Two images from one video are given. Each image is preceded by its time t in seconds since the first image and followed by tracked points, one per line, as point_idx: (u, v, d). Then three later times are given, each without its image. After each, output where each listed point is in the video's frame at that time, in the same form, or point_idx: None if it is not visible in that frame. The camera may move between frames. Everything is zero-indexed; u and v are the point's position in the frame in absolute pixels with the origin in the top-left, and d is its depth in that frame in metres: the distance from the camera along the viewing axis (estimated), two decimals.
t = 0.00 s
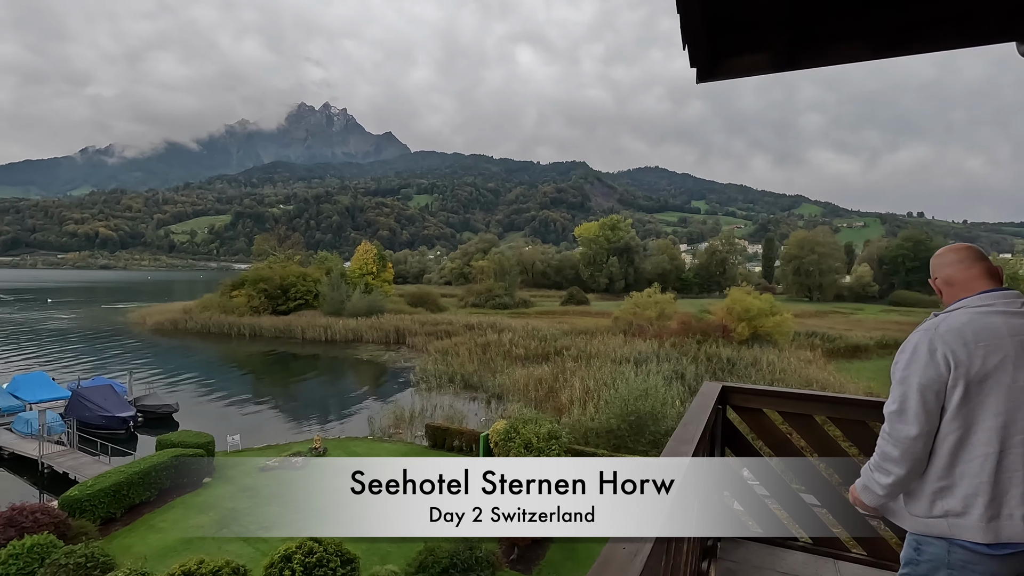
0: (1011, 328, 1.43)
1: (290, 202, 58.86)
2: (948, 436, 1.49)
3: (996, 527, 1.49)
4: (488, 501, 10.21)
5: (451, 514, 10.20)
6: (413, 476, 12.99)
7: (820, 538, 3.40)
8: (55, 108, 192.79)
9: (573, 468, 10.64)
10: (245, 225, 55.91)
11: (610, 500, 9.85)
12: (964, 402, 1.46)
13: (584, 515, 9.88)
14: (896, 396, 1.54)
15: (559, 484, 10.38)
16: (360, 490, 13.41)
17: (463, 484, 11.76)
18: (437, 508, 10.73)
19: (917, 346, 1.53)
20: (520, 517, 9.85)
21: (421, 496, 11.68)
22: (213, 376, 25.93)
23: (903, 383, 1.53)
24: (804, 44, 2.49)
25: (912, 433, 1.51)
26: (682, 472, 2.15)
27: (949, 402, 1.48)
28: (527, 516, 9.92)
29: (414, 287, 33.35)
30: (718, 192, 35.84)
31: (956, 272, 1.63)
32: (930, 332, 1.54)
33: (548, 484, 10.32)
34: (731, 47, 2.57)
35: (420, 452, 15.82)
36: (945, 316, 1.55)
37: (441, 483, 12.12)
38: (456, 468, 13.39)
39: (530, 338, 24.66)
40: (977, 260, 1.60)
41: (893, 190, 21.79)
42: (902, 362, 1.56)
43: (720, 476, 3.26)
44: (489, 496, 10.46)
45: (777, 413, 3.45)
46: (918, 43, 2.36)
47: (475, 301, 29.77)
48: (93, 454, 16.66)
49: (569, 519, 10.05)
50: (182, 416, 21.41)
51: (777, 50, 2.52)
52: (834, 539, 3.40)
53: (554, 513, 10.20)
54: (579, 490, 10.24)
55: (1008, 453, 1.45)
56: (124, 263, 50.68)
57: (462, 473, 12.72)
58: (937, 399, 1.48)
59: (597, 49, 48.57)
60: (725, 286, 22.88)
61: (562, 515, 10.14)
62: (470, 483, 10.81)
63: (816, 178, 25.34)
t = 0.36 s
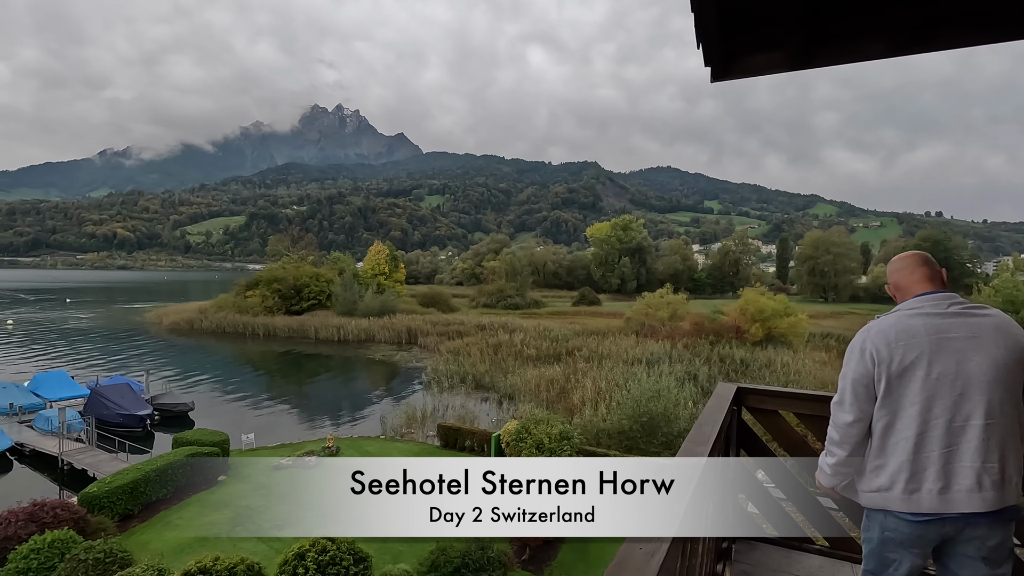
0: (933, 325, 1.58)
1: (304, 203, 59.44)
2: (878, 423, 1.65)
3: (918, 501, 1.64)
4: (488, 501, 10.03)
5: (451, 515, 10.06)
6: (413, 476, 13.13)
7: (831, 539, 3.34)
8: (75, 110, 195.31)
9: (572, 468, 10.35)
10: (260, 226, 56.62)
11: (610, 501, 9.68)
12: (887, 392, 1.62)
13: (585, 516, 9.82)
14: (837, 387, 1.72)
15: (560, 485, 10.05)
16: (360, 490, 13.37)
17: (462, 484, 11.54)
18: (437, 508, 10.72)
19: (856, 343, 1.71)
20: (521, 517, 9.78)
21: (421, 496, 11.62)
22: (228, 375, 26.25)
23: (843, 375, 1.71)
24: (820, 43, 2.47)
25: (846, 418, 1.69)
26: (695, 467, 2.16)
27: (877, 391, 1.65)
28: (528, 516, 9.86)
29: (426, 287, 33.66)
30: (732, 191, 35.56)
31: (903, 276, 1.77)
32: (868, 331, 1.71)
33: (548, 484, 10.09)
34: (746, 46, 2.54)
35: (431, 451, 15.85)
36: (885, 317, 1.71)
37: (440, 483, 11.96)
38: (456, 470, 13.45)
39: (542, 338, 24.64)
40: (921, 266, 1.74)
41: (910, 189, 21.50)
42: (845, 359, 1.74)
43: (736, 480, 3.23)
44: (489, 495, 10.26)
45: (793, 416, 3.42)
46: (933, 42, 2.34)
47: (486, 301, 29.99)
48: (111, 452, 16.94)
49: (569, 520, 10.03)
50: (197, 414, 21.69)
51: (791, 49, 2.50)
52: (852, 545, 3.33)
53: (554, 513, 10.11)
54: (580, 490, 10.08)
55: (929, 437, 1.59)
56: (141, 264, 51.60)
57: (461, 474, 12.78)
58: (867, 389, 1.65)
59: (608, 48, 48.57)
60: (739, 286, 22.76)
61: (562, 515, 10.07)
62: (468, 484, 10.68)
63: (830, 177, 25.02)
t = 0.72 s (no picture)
0: (899, 314, 1.67)
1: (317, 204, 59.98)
2: (850, 402, 1.73)
3: (884, 475, 1.67)
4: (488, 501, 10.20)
5: (451, 515, 10.46)
6: (412, 476, 13.14)
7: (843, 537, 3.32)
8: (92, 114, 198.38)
9: (573, 468, 10.54)
10: (273, 227, 57.22)
11: (610, 501, 10.14)
12: (855, 374, 1.71)
13: (585, 516, 10.15)
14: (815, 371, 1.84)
15: (560, 484, 10.30)
16: (360, 490, 13.44)
17: (462, 484, 11.96)
18: (437, 508, 10.95)
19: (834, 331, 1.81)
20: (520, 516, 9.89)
21: (421, 496, 11.74)
22: (242, 374, 26.53)
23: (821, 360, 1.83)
24: (837, 39, 2.43)
25: (819, 398, 1.79)
26: (701, 465, 2.14)
27: (849, 374, 1.73)
28: (528, 516, 9.94)
29: (438, 288, 33.85)
30: (745, 191, 35.25)
31: (884, 272, 1.85)
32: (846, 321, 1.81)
33: (549, 484, 10.34)
34: (762, 44, 2.51)
35: (443, 451, 15.90)
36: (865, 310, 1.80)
37: (441, 483, 12.27)
38: (456, 470, 13.65)
39: (553, 339, 24.63)
40: (898, 263, 1.82)
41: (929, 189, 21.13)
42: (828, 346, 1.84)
43: (750, 481, 3.20)
44: (489, 496, 10.55)
45: (807, 416, 3.38)
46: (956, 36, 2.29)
47: (498, 301, 30.13)
48: (128, 449, 17.20)
49: (569, 520, 10.15)
50: (212, 412, 21.94)
51: (808, 47, 2.47)
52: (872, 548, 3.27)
53: (554, 513, 10.20)
54: (580, 490, 10.34)
55: (889, 414, 1.64)
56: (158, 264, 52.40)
57: (462, 473, 12.86)
58: (839, 371, 1.75)
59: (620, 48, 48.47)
60: (752, 287, 22.60)
61: (562, 515, 10.17)
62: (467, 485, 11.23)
63: (846, 176, 24.72)
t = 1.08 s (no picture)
0: (929, 313, 1.82)
1: (330, 205, 60.50)
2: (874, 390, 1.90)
3: (897, 457, 1.82)
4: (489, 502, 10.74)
5: (451, 515, 10.75)
6: (413, 477, 13.21)
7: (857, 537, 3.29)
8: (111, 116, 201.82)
9: (574, 468, 10.77)
10: (287, 227, 57.80)
11: (610, 501, 10.74)
12: (883, 365, 1.87)
13: (585, 516, 10.34)
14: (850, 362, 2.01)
15: (560, 485, 10.62)
16: (360, 490, 13.54)
17: (462, 485, 12.47)
18: (437, 508, 11.08)
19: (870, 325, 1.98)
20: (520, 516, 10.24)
21: (421, 496, 12.02)
22: (256, 373, 26.82)
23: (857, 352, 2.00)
24: (854, 36, 2.40)
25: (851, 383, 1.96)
26: (715, 466, 2.11)
27: (877, 366, 1.90)
28: (528, 516, 10.27)
29: (450, 288, 33.97)
30: (759, 190, 34.91)
31: (922, 273, 1.96)
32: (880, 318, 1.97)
33: (549, 484, 10.65)
34: (778, 42, 2.49)
35: (455, 451, 15.91)
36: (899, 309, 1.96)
37: (441, 483, 12.65)
38: (456, 469, 13.82)
39: (565, 339, 24.60)
40: (936, 265, 1.94)
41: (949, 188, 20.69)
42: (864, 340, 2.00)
43: (764, 482, 3.19)
44: (489, 497, 11.13)
45: (824, 418, 3.34)
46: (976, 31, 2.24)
47: (509, 301, 30.22)
48: (146, 446, 17.47)
49: (570, 520, 10.26)
50: (227, 410, 22.21)
51: (824, 44, 2.44)
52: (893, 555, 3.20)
53: (554, 513, 10.34)
54: (580, 490, 10.64)
55: (908, 405, 1.78)
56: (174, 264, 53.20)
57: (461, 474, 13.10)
58: (870, 360, 1.93)
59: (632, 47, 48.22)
60: (767, 287, 22.36)
61: (562, 515, 10.29)
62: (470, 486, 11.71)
63: (863, 174, 24.37)
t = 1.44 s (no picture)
0: (928, 311, 2.27)
1: (343, 206, 60.99)
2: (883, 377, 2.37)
3: (900, 436, 2.21)
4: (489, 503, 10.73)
5: (451, 515, 10.81)
6: (413, 476, 13.23)
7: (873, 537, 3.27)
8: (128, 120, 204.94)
9: (574, 468, 10.76)
10: (301, 228, 58.44)
11: (610, 501, 10.71)
12: (890, 357, 2.33)
13: (585, 516, 10.29)
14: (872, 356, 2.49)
15: (560, 485, 10.58)
16: (360, 490, 13.53)
17: (462, 485, 12.42)
18: (437, 508, 11.10)
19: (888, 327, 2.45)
20: (521, 517, 10.21)
21: (421, 496, 11.92)
22: (270, 372, 27.11)
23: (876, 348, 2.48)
24: (871, 33, 2.36)
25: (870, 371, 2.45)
26: (730, 466, 2.10)
27: (886, 357, 2.37)
28: (527, 516, 10.29)
29: (461, 288, 34.04)
30: (774, 189, 34.57)
31: (929, 279, 2.42)
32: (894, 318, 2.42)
33: (549, 484, 10.71)
34: (793, 39, 2.45)
35: (467, 450, 15.96)
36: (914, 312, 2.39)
37: (441, 483, 12.56)
38: (456, 469, 13.87)
39: (577, 339, 24.54)
40: (944, 275, 2.37)
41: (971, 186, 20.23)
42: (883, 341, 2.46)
43: (779, 483, 3.18)
44: (489, 496, 11.18)
45: (842, 419, 3.30)
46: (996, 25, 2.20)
47: (521, 302, 30.25)
48: (163, 444, 17.74)
49: (569, 520, 10.25)
50: (243, 409, 22.49)
51: (841, 40, 2.40)
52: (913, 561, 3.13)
53: (554, 513, 10.40)
54: (580, 491, 10.60)
55: (906, 389, 2.22)
56: (190, 264, 53.92)
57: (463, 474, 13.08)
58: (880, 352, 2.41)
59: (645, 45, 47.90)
60: (781, 287, 22.12)
61: (562, 515, 10.35)
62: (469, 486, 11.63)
63: (881, 173, 23.94)
